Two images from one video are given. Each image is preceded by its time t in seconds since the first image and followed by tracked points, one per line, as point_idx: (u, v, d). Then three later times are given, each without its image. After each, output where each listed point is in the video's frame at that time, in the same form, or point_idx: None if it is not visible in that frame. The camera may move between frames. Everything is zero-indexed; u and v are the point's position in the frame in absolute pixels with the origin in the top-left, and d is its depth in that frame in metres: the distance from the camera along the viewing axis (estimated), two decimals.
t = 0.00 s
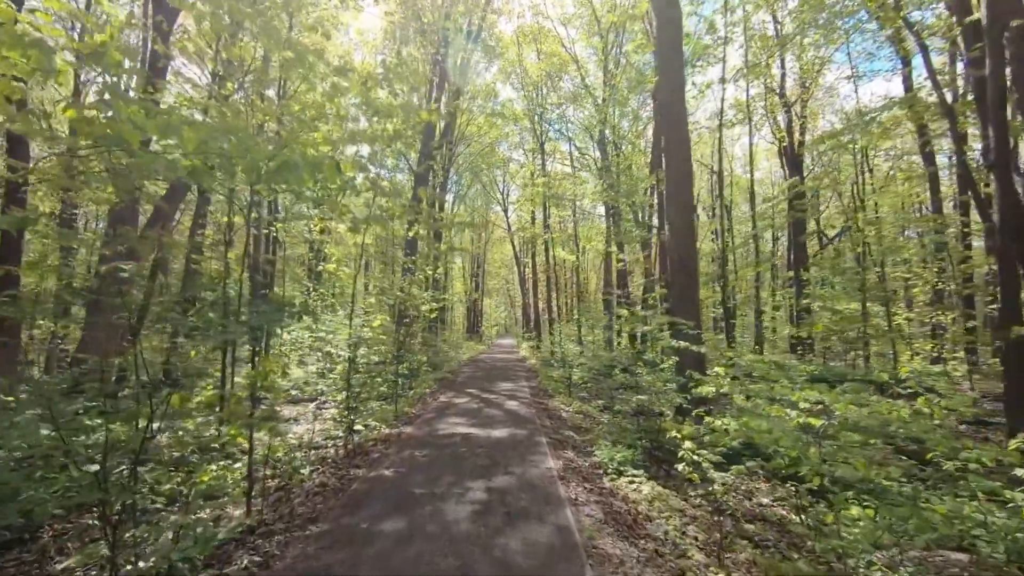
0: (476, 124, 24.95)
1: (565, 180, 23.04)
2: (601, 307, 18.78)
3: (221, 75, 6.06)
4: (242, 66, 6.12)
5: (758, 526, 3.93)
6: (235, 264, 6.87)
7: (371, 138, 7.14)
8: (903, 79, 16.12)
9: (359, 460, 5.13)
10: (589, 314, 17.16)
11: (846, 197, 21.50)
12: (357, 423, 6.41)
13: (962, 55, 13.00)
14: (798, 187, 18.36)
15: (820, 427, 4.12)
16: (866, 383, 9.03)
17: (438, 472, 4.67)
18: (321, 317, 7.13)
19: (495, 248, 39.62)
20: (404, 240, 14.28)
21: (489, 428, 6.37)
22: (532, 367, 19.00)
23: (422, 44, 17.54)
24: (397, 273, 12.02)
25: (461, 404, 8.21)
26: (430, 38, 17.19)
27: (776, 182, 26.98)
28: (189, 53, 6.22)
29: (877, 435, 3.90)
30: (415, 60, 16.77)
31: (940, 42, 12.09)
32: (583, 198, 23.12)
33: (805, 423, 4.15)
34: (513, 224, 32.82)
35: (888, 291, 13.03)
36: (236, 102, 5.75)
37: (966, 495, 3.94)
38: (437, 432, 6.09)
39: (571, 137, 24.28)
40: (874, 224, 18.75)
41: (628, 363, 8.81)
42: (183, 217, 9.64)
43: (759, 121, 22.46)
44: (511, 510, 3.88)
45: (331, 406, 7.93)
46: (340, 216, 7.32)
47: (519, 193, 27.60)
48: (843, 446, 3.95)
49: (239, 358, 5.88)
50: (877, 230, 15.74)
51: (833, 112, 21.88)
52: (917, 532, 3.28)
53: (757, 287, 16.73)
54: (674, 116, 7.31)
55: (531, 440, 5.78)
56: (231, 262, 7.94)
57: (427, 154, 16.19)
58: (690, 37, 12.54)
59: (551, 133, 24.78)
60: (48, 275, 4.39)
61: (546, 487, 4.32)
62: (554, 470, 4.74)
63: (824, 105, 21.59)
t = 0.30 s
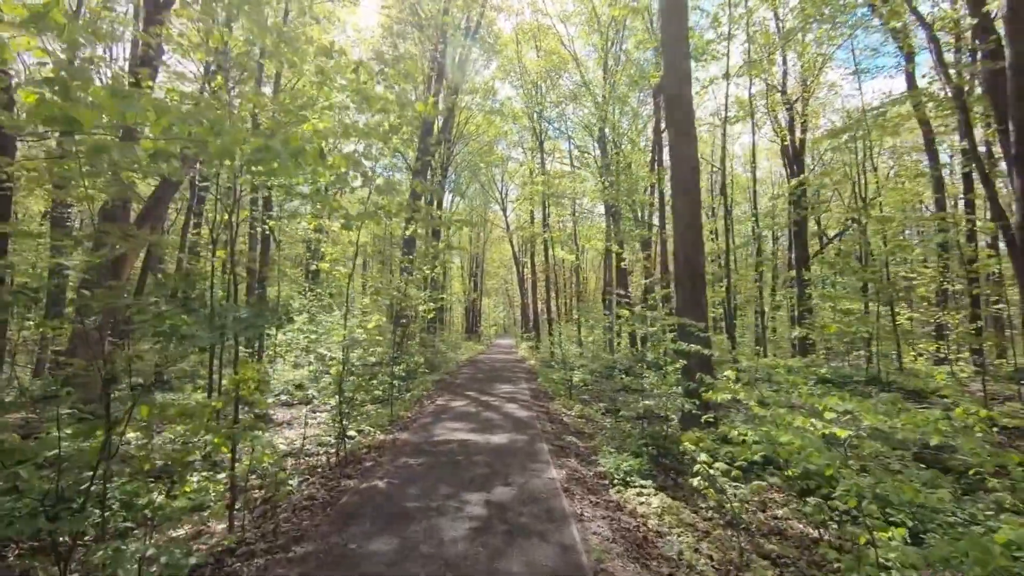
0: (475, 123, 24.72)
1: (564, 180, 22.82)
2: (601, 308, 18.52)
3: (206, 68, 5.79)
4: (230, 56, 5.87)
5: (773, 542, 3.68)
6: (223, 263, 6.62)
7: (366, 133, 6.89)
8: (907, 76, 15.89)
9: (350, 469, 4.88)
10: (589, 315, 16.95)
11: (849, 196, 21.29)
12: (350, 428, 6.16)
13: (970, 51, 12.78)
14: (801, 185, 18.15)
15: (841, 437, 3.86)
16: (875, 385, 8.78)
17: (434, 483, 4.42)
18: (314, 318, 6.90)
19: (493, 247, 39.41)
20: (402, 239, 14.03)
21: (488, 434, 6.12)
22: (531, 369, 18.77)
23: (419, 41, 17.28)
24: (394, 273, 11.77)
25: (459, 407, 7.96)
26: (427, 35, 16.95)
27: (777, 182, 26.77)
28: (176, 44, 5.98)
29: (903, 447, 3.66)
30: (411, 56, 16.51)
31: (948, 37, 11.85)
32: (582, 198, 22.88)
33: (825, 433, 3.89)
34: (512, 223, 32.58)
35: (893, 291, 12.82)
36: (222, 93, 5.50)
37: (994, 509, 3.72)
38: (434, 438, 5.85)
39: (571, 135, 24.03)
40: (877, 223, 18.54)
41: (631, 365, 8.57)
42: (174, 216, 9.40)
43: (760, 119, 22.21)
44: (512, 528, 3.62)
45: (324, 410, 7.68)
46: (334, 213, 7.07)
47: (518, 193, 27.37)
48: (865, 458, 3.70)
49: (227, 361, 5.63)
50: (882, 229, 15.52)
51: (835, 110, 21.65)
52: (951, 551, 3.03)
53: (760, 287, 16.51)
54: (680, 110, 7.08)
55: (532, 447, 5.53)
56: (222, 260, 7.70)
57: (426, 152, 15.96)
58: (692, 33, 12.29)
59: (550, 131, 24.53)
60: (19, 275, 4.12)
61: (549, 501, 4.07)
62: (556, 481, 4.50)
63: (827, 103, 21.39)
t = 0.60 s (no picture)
0: (473, 120, 24.48)
1: (563, 177, 22.56)
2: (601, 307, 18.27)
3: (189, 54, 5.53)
4: (216, 44, 5.64)
5: (789, 553, 3.44)
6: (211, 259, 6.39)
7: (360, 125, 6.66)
8: (911, 72, 15.69)
9: (339, 474, 4.64)
10: (589, 314, 16.69)
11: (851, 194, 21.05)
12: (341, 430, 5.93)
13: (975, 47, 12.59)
14: (804, 182, 17.93)
15: (861, 441, 3.63)
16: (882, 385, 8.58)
17: (428, 489, 4.19)
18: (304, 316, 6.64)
19: (492, 247, 39.09)
20: (399, 237, 13.80)
21: (485, 436, 5.89)
22: (530, 368, 18.50)
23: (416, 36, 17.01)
24: (390, 271, 11.54)
25: (456, 408, 7.70)
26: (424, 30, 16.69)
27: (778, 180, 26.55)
28: (161, 31, 5.75)
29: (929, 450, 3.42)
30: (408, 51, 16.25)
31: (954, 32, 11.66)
32: (582, 195, 22.63)
33: (844, 436, 3.66)
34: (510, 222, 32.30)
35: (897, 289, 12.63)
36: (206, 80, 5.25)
37: None
38: (429, 440, 5.61)
39: (570, 133, 23.76)
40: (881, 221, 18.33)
41: (633, 365, 8.32)
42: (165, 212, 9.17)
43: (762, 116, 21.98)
44: (510, 539, 3.38)
45: (317, 411, 7.45)
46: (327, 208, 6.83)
47: (517, 191, 27.13)
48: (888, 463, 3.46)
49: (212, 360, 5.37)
50: (886, 227, 15.31)
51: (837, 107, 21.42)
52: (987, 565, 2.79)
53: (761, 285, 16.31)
54: (685, 100, 6.83)
55: (531, 450, 5.30)
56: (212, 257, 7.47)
57: (424, 149, 15.72)
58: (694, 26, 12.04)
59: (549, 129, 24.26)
60: None
61: (550, 508, 3.83)
62: (557, 487, 4.26)
63: (829, 100, 21.18)
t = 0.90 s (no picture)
0: (471, 119, 24.24)
1: (563, 176, 22.30)
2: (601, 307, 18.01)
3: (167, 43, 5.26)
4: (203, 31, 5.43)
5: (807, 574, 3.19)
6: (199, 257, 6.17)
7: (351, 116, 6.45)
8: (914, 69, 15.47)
9: (327, 484, 4.38)
10: (589, 314, 16.43)
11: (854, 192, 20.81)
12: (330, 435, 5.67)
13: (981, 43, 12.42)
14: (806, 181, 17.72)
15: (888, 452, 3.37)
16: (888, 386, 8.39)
17: (420, 502, 3.93)
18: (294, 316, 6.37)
19: (491, 247, 38.76)
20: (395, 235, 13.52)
21: (481, 441, 5.63)
22: (529, 370, 18.24)
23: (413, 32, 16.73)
24: (386, 270, 11.29)
25: (453, 411, 7.44)
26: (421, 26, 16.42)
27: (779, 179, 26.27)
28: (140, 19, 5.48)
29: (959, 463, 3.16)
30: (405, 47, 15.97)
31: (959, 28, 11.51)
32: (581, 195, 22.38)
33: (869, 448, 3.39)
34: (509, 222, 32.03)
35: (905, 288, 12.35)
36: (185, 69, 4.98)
37: None
38: (423, 447, 5.36)
39: (569, 131, 23.49)
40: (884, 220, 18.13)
41: (636, 366, 8.06)
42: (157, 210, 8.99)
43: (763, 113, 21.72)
44: (507, 560, 3.13)
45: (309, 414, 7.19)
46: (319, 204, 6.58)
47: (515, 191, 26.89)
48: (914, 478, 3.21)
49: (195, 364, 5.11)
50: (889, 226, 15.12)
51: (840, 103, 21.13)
52: None
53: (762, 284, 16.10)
54: (690, 81, 6.28)
55: (531, 458, 5.04)
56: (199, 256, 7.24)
57: (421, 147, 15.47)
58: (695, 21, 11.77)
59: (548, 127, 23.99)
60: None
61: (550, 525, 3.58)
62: (557, 500, 4.01)
63: (831, 98, 20.95)
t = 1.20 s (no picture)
0: (470, 117, 24.02)
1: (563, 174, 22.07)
2: (601, 307, 17.75)
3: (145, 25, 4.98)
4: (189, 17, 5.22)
5: None
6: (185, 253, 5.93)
7: (344, 106, 6.23)
8: (918, 65, 15.29)
9: (315, 492, 4.13)
10: (589, 313, 16.18)
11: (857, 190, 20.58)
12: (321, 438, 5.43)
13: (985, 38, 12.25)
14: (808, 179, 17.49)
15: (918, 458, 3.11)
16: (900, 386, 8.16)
17: (413, 513, 3.68)
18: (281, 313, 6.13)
19: (490, 246, 38.52)
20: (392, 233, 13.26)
21: (480, 445, 5.38)
22: (528, 369, 18.02)
23: (411, 28, 16.48)
24: (382, 268, 11.07)
25: (450, 413, 7.18)
26: (419, 21, 16.15)
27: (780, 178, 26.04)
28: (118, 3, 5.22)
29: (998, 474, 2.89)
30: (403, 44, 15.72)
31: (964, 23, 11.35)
32: (581, 193, 22.15)
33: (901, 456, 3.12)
34: (508, 221, 31.78)
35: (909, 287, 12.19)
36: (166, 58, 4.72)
37: None
38: (419, 451, 5.11)
39: (569, 129, 23.27)
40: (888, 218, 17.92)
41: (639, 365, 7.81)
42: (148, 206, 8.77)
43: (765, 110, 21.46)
44: None
45: (301, 416, 6.95)
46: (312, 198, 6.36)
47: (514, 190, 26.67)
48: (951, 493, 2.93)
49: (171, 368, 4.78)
50: (892, 224, 14.93)
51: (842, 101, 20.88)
52: None
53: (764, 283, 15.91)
54: (695, 64, 5.90)
55: (531, 463, 4.79)
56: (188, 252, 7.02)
57: (418, 144, 15.24)
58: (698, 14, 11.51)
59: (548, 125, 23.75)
60: None
61: (552, 539, 3.34)
62: (559, 510, 3.77)
63: (832, 96, 20.75)
